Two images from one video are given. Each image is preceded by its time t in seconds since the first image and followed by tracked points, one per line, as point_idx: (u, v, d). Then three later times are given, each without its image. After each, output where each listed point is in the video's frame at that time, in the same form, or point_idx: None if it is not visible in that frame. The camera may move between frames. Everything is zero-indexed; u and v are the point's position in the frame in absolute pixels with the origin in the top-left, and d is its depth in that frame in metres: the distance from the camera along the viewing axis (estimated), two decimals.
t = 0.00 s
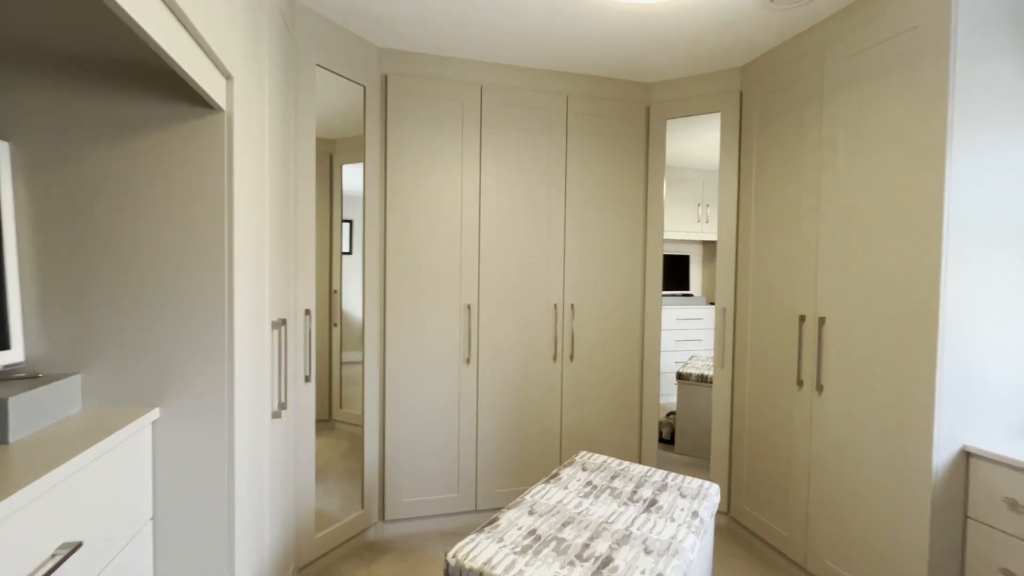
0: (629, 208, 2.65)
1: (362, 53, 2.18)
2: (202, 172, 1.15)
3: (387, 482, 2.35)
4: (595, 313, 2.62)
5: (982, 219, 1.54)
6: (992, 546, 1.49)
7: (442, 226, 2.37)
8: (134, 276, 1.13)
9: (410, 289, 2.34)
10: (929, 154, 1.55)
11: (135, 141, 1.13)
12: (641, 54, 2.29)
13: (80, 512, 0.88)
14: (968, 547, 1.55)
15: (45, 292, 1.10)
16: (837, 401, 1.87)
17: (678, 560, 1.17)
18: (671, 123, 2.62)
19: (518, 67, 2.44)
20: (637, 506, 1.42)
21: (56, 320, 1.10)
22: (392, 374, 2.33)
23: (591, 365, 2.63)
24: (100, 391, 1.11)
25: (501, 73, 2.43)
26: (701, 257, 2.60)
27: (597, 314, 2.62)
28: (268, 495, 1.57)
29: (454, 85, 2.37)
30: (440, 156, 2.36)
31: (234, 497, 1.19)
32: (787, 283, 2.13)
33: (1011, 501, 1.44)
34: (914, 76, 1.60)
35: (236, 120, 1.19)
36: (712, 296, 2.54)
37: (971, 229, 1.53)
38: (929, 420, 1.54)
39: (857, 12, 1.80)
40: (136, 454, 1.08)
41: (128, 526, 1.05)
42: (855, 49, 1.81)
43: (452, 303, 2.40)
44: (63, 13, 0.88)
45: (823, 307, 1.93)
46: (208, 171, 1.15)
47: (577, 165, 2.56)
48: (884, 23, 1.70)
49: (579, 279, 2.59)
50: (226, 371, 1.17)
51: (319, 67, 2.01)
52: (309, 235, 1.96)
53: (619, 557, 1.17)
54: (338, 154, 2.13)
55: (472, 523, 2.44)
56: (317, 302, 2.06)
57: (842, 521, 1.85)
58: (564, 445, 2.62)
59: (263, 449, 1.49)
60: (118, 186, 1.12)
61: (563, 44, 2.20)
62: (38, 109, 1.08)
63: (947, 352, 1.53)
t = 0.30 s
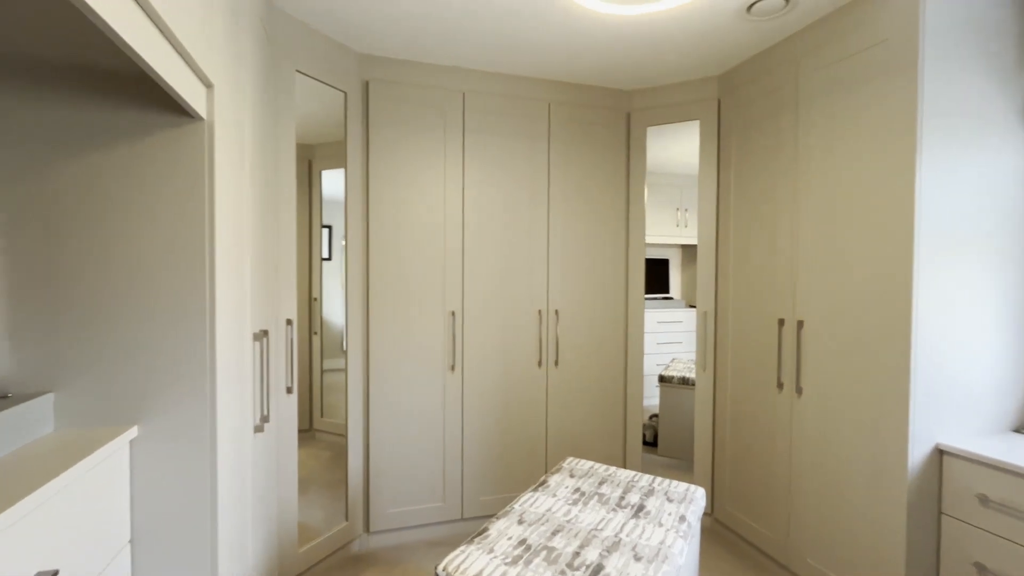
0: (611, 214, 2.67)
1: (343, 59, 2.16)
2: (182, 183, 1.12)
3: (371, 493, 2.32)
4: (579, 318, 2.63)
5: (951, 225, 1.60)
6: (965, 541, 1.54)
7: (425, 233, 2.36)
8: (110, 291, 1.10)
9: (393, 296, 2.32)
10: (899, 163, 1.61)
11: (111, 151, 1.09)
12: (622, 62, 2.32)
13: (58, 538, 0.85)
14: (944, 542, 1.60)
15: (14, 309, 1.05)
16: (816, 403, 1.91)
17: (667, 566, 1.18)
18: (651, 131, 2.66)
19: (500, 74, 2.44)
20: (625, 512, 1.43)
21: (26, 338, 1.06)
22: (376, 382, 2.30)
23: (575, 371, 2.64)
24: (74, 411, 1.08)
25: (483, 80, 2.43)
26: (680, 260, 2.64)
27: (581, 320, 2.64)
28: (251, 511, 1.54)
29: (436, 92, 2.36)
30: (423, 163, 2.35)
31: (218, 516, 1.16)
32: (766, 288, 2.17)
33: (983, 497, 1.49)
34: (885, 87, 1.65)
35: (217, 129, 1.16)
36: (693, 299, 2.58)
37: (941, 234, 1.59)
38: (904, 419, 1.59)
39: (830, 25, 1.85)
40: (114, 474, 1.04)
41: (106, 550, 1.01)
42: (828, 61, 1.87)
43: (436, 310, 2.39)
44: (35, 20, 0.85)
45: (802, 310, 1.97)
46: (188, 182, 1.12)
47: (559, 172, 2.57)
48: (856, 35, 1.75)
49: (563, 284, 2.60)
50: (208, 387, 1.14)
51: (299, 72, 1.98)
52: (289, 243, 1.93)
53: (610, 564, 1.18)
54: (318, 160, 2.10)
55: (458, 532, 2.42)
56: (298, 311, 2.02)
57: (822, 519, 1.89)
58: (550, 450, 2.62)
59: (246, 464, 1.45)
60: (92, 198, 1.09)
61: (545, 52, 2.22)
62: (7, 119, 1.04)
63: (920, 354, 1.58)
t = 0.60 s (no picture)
0: (588, 214, 2.70)
1: (318, 57, 2.13)
2: (154, 182, 1.09)
3: (351, 497, 2.29)
4: (558, 317, 2.65)
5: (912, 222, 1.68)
6: (930, 524, 1.60)
7: (403, 234, 2.34)
8: (77, 294, 1.07)
9: (372, 298, 2.30)
10: (864, 163, 1.67)
11: (79, 148, 1.07)
12: (597, 64, 2.35)
13: (24, 550, 0.82)
14: (910, 526, 1.67)
15: None
16: (788, 395, 1.97)
17: (649, 558, 1.20)
18: (626, 132, 2.70)
19: (477, 74, 2.45)
20: (607, 506, 1.45)
21: None
22: (354, 385, 2.27)
23: (555, 369, 2.66)
24: (41, 417, 1.05)
25: (460, 80, 2.42)
26: (655, 261, 2.80)
27: (560, 319, 2.66)
28: (228, 518, 1.50)
29: (413, 92, 2.35)
30: (400, 163, 2.34)
31: (194, 523, 1.13)
32: (739, 285, 2.23)
33: (946, 481, 1.56)
34: (849, 89, 1.72)
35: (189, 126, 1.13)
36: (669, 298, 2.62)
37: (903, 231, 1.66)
38: (871, 409, 1.65)
39: (797, 29, 1.92)
40: (84, 483, 1.01)
41: (76, 562, 0.98)
42: (795, 64, 1.93)
43: (415, 311, 2.37)
44: None
45: (774, 306, 2.03)
46: (159, 180, 1.09)
47: (537, 172, 2.59)
48: (822, 40, 1.82)
49: (541, 284, 2.61)
50: (182, 391, 1.11)
51: (272, 70, 1.95)
52: (264, 244, 1.89)
53: (593, 558, 1.19)
54: (290, 160, 2.09)
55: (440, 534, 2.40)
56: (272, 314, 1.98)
57: (796, 509, 1.95)
58: (531, 449, 2.63)
59: (222, 470, 1.42)
60: (58, 199, 1.06)
61: (522, 53, 2.23)
62: None
63: (885, 345, 1.65)
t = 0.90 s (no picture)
0: (560, 213, 2.75)
1: (288, 55, 2.12)
2: (122, 177, 1.08)
3: (326, 498, 2.27)
4: (532, 315, 2.69)
5: (862, 218, 1.78)
6: (882, 503, 1.70)
7: (376, 233, 2.34)
8: (42, 291, 1.05)
9: (345, 297, 2.29)
10: (819, 163, 1.77)
11: (43, 142, 1.05)
12: (568, 65, 2.40)
13: None
14: (864, 506, 1.76)
15: None
16: (752, 385, 2.06)
17: (621, 541, 1.24)
18: (596, 132, 2.76)
19: (449, 74, 2.47)
20: (580, 495, 1.49)
21: None
22: (329, 385, 2.26)
23: (529, 366, 2.69)
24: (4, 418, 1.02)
25: (432, 79, 2.44)
26: (627, 259, 2.75)
27: (534, 316, 2.70)
28: (200, 519, 1.48)
29: (385, 91, 2.35)
30: (373, 162, 2.34)
31: (166, 522, 1.11)
32: (705, 280, 2.31)
33: (895, 462, 1.66)
34: (804, 93, 1.82)
35: (159, 121, 1.13)
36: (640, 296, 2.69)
37: (855, 227, 1.76)
38: (828, 396, 1.75)
39: (756, 35, 2.01)
40: (51, 483, 1.00)
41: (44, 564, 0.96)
42: (755, 68, 2.02)
43: (389, 310, 2.37)
44: None
45: (738, 300, 2.12)
46: (128, 175, 1.08)
47: (510, 171, 2.62)
48: (779, 46, 1.91)
49: (515, 282, 2.65)
50: (153, 388, 1.10)
51: (241, 67, 1.93)
52: (235, 243, 1.86)
53: (567, 543, 1.23)
54: (259, 159, 2.03)
55: (416, 532, 2.41)
56: (243, 314, 1.94)
57: (760, 494, 2.03)
58: (507, 445, 2.66)
59: (193, 470, 1.40)
60: (21, 194, 1.04)
61: (493, 54, 2.27)
62: None
63: (840, 335, 1.74)
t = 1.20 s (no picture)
0: (527, 211, 2.81)
1: (253, 53, 2.11)
2: (87, 175, 1.08)
3: (296, 496, 2.27)
4: (501, 312, 2.75)
5: (807, 217, 1.91)
6: (827, 482, 1.82)
7: (345, 231, 2.35)
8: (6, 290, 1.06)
9: (314, 295, 2.29)
10: (768, 165, 1.88)
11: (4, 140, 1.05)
12: (533, 68, 2.46)
13: None
14: (811, 485, 1.89)
15: None
16: (709, 375, 2.17)
17: (585, 523, 1.31)
18: (563, 133, 2.84)
19: (417, 74, 2.50)
20: (547, 482, 1.55)
21: None
22: (298, 383, 2.26)
23: (499, 362, 2.74)
24: None
25: (400, 79, 2.46)
26: (595, 256, 2.86)
27: (503, 313, 2.75)
28: (168, 518, 1.48)
29: (353, 90, 2.36)
30: (342, 161, 2.34)
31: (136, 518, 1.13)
32: (666, 276, 2.41)
33: (838, 442, 1.78)
34: (754, 99, 1.93)
35: (124, 119, 1.13)
36: (606, 291, 2.80)
37: (801, 225, 1.89)
38: (778, 383, 1.87)
39: (711, 43, 2.12)
40: (18, 480, 1.01)
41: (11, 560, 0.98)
42: (710, 74, 2.13)
43: (359, 308, 2.38)
44: None
45: (696, 295, 2.23)
46: (93, 174, 1.08)
47: (478, 170, 2.67)
48: (731, 54, 2.03)
49: (484, 279, 2.70)
50: (122, 385, 1.11)
51: (205, 64, 1.92)
52: (201, 241, 1.85)
53: (533, 526, 1.29)
54: (223, 158, 2.03)
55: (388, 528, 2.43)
56: (209, 313, 1.92)
57: (718, 478, 2.14)
58: (478, 440, 2.70)
59: (161, 469, 1.40)
60: None
61: (460, 55, 2.31)
62: None
63: (788, 326, 1.86)
